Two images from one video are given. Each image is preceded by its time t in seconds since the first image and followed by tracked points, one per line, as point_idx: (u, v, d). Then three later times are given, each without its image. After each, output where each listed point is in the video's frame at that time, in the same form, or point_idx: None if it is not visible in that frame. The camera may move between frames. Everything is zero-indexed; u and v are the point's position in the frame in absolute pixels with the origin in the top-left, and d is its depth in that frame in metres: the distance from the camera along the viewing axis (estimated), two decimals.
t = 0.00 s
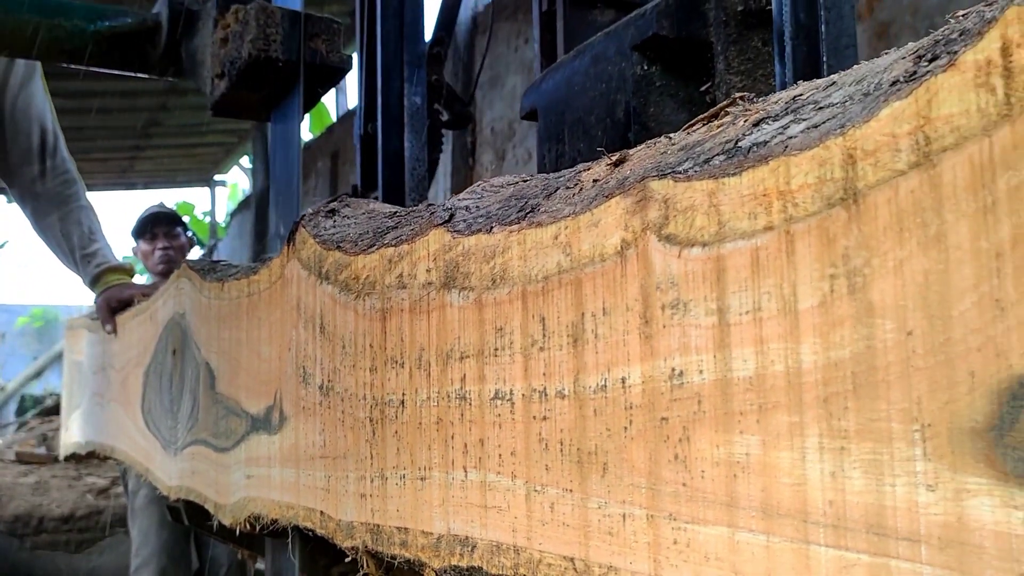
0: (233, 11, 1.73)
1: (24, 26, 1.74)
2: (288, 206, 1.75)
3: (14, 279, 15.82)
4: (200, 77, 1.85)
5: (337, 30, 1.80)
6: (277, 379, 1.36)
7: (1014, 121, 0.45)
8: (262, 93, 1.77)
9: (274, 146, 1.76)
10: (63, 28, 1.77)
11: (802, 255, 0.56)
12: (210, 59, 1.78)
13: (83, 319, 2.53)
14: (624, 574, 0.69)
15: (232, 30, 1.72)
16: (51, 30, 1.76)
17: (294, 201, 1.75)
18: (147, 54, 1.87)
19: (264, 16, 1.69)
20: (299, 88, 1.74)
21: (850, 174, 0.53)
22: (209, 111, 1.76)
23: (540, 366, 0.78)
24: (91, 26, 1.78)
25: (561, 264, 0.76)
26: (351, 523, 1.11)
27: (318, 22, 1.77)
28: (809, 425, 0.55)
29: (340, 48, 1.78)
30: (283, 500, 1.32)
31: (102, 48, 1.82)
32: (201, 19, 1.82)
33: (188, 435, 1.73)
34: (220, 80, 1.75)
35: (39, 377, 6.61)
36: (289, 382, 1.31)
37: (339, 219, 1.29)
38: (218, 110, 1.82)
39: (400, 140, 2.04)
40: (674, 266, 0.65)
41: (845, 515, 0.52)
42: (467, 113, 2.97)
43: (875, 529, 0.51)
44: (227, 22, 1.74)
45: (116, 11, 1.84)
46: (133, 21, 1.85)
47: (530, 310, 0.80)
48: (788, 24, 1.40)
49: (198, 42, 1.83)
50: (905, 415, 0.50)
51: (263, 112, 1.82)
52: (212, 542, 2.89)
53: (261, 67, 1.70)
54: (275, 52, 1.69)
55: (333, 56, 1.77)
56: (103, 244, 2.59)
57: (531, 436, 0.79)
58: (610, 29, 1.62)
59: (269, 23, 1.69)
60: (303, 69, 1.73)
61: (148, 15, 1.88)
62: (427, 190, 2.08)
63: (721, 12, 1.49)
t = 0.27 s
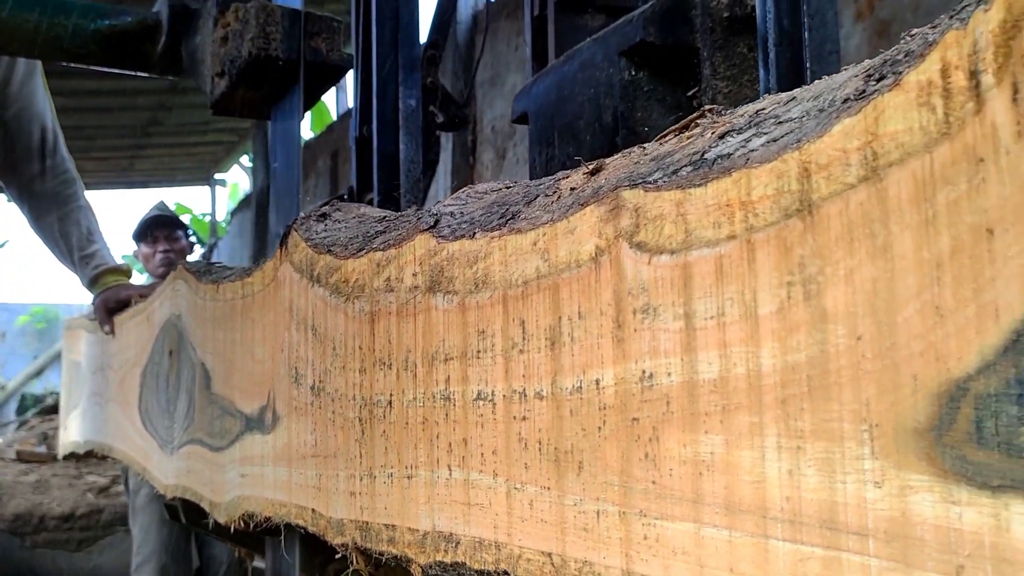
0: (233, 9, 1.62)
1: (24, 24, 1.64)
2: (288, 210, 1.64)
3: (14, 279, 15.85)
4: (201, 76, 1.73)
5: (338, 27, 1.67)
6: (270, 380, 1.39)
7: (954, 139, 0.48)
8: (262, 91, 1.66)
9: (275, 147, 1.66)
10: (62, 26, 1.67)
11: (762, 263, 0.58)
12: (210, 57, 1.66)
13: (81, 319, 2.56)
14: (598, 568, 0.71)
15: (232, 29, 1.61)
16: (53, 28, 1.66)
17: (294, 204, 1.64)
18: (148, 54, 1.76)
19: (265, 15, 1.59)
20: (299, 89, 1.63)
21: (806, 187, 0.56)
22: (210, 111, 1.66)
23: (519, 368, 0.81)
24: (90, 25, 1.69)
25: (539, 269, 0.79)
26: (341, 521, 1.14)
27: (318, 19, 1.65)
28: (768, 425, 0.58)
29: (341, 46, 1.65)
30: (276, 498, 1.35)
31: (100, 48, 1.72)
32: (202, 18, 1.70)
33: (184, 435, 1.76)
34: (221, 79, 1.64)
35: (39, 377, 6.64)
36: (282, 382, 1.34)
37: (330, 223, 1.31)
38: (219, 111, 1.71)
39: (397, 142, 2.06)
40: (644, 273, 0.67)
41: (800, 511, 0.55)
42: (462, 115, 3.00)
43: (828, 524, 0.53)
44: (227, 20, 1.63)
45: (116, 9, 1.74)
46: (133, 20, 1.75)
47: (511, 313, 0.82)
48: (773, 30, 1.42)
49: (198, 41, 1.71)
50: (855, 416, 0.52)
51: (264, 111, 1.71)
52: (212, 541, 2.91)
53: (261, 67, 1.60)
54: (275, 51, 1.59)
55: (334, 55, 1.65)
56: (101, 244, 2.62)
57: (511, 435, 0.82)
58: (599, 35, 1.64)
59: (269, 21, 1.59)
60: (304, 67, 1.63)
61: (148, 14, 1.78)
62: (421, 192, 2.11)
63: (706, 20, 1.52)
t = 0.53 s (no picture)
0: (234, 8, 1.63)
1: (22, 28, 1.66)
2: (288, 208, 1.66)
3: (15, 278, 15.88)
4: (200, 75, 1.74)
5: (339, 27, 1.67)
6: (261, 381, 1.42)
7: (879, 161, 0.51)
8: (263, 89, 1.67)
9: (275, 145, 1.68)
10: (62, 25, 1.68)
11: (712, 274, 0.62)
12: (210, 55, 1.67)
13: (79, 319, 2.60)
14: (565, 561, 0.75)
15: (233, 27, 1.62)
16: (52, 28, 1.67)
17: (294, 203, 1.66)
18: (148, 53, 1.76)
19: (265, 14, 1.58)
20: (299, 86, 1.62)
21: (750, 202, 0.59)
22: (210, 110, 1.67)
23: (493, 371, 0.85)
24: (91, 24, 1.70)
25: (512, 276, 0.82)
26: (328, 517, 1.18)
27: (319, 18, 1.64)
28: (716, 425, 0.61)
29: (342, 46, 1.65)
30: (266, 496, 1.39)
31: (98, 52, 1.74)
32: (201, 17, 1.71)
33: (179, 434, 1.80)
34: (220, 77, 1.64)
35: (39, 376, 6.67)
36: (272, 383, 1.38)
37: (318, 229, 1.35)
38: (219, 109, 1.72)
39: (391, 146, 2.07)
40: (607, 281, 0.71)
41: (745, 506, 0.59)
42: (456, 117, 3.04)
43: (769, 519, 0.57)
44: (226, 19, 1.64)
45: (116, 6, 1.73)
46: (134, 18, 1.75)
47: (485, 318, 0.86)
48: (750, 40, 1.43)
49: (197, 40, 1.72)
50: (793, 418, 0.56)
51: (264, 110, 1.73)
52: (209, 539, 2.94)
53: (260, 66, 1.60)
54: (275, 50, 1.58)
55: (335, 54, 1.64)
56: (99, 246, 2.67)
57: (485, 435, 0.86)
58: (584, 43, 1.68)
59: (269, 20, 1.58)
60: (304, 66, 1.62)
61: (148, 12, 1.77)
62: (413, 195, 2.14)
63: (686, 29, 1.56)
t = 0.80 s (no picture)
0: (233, 7, 1.67)
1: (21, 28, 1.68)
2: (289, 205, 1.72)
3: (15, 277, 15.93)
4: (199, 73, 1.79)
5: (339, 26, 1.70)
6: (251, 381, 1.46)
7: (811, 179, 0.55)
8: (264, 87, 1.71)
9: (275, 143, 1.73)
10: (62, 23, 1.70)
11: (665, 283, 0.66)
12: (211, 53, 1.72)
13: (77, 319, 2.64)
14: (533, 554, 0.79)
15: (233, 26, 1.66)
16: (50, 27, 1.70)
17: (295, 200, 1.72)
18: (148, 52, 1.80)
19: (264, 12, 1.61)
20: (299, 85, 1.66)
21: (700, 216, 0.63)
22: (211, 107, 1.72)
23: (468, 373, 0.89)
24: (90, 22, 1.72)
25: (485, 282, 0.86)
26: (315, 514, 1.22)
27: (318, 17, 1.68)
28: (669, 424, 0.65)
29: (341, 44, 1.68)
30: (257, 493, 1.43)
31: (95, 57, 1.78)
32: (202, 16, 1.76)
33: (173, 433, 1.84)
34: (221, 76, 1.69)
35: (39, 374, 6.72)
36: (261, 384, 1.41)
37: (307, 234, 1.39)
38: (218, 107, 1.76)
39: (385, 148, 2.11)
40: (571, 288, 0.75)
41: (694, 501, 0.62)
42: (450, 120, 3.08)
43: (715, 513, 0.61)
44: (226, 18, 1.68)
45: (116, 5, 1.77)
46: (133, 17, 1.78)
47: (460, 323, 0.90)
48: (729, 50, 1.44)
49: (198, 39, 1.77)
50: (737, 418, 0.60)
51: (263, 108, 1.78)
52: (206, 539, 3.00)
53: (260, 63, 1.63)
54: (275, 49, 1.60)
55: (334, 53, 1.68)
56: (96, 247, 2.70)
57: (461, 434, 0.89)
58: (569, 51, 1.71)
59: (269, 19, 1.61)
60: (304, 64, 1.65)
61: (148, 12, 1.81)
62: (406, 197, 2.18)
63: (669, 38, 1.59)
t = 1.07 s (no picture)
0: (233, 6, 1.71)
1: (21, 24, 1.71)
2: (288, 202, 1.77)
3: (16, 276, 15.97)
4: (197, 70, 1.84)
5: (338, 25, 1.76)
6: (243, 382, 1.50)
7: (753, 196, 0.59)
8: (263, 86, 1.76)
9: (275, 140, 1.77)
10: (62, 22, 1.74)
11: (624, 291, 0.69)
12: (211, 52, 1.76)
13: (75, 320, 2.68)
14: (504, 549, 0.83)
15: (233, 24, 1.70)
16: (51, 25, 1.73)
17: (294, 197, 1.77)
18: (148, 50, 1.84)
19: (265, 11, 1.67)
20: (300, 83, 1.72)
21: (655, 228, 0.67)
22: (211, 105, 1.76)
23: (445, 375, 0.92)
24: (90, 21, 1.76)
25: (461, 288, 0.90)
26: (303, 511, 1.26)
27: (318, 15, 1.73)
28: (627, 425, 0.69)
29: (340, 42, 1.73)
30: (248, 491, 1.46)
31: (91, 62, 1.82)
32: (202, 15, 1.80)
33: (168, 432, 1.87)
34: (221, 74, 1.73)
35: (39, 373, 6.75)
36: (253, 384, 1.45)
37: (296, 239, 1.43)
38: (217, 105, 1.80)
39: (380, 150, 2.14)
40: (539, 295, 0.78)
41: (649, 497, 0.66)
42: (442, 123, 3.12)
43: (668, 508, 0.65)
44: (227, 16, 1.72)
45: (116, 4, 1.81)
46: (133, 16, 1.82)
47: (438, 327, 0.94)
48: (709, 58, 1.42)
49: (197, 38, 1.82)
50: (687, 420, 0.63)
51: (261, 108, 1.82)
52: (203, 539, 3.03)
53: (260, 61, 1.68)
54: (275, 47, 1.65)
55: (334, 51, 1.73)
56: (93, 249, 2.74)
57: (439, 434, 0.93)
58: (555, 58, 1.75)
59: (269, 18, 1.67)
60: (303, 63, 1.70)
61: (148, 11, 1.85)
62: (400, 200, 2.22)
63: (652, 46, 1.63)
